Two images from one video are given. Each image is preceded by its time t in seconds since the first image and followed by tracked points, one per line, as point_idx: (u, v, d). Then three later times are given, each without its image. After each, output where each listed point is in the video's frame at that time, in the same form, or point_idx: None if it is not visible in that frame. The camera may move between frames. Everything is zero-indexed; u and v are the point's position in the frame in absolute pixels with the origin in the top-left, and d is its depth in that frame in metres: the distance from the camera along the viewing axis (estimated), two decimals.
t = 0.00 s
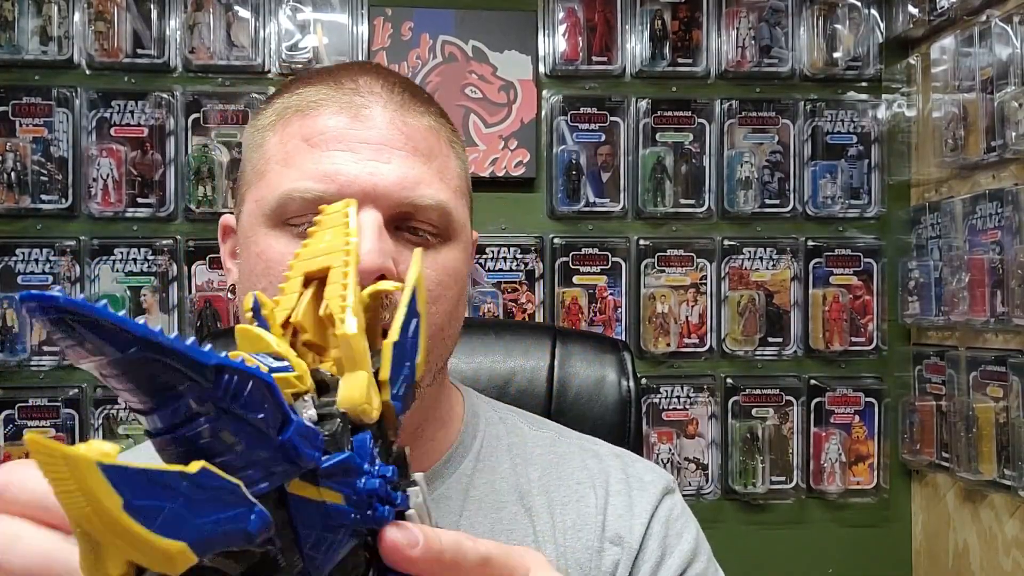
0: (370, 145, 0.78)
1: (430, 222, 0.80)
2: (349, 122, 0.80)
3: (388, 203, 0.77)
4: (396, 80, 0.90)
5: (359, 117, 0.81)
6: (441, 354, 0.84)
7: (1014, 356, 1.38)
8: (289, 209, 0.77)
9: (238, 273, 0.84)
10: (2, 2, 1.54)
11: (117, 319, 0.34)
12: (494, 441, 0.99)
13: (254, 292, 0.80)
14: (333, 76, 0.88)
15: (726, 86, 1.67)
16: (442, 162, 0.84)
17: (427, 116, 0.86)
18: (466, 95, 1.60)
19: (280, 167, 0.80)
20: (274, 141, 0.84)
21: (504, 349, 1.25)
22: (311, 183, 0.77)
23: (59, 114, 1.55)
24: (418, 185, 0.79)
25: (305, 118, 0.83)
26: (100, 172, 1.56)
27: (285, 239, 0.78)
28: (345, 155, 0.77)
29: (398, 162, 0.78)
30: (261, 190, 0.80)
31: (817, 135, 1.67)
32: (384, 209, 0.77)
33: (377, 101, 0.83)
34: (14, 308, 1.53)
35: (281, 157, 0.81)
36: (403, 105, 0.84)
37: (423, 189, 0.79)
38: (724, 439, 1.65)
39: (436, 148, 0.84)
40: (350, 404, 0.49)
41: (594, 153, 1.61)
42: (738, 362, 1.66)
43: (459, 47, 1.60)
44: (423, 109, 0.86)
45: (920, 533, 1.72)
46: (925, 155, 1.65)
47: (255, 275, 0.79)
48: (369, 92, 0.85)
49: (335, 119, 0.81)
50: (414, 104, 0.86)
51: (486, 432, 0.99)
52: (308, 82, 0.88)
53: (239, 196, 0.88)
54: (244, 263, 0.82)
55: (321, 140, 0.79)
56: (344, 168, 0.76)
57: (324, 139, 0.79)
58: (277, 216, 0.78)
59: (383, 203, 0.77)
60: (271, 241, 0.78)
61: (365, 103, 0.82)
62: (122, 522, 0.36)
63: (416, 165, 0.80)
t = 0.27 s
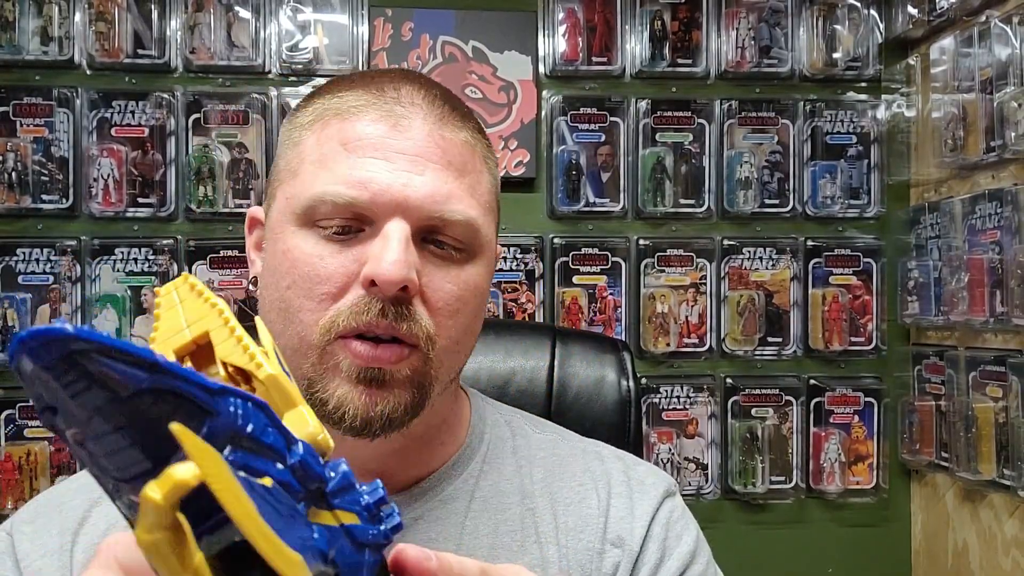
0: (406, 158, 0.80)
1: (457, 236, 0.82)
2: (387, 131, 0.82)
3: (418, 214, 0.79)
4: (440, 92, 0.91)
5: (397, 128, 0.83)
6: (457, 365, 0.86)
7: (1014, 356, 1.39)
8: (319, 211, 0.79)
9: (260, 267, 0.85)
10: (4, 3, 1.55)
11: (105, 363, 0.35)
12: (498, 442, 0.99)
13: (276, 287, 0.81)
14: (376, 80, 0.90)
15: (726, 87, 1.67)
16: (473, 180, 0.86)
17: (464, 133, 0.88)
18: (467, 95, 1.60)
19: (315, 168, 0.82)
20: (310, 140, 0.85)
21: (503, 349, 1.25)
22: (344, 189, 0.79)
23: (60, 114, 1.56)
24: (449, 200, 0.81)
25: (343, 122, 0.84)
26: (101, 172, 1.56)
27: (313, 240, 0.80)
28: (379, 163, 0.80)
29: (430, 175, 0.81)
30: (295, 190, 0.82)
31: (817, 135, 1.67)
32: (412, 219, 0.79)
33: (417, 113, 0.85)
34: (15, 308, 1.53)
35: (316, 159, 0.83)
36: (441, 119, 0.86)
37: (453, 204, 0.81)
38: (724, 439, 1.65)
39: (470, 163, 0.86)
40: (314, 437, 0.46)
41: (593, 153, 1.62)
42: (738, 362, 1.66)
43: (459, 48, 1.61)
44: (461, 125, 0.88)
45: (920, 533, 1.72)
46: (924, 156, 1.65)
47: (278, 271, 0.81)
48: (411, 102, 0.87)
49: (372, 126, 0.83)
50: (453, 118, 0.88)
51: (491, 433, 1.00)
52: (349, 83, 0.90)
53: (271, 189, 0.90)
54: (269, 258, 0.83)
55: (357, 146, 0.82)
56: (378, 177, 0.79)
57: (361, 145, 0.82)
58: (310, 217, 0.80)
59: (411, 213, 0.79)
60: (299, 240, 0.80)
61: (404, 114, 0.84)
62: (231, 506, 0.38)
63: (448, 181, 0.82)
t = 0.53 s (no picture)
0: (422, 161, 0.80)
1: (471, 240, 0.82)
2: (403, 133, 0.82)
3: (433, 217, 0.79)
4: (457, 94, 0.91)
5: (413, 130, 0.83)
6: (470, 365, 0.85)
7: (1014, 356, 1.38)
8: (333, 213, 0.79)
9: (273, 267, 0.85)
10: (3, 3, 1.55)
11: (111, 334, 0.33)
12: (506, 445, 0.99)
13: (288, 288, 0.81)
14: (392, 79, 0.89)
15: (727, 86, 1.67)
16: (489, 183, 0.86)
17: (480, 135, 0.88)
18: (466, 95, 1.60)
19: (329, 170, 0.82)
20: (325, 141, 0.85)
21: (504, 349, 1.25)
22: (359, 190, 0.79)
23: (60, 114, 1.55)
24: (464, 204, 0.81)
25: (358, 123, 0.84)
26: (101, 172, 1.56)
27: (327, 241, 0.79)
28: (394, 165, 0.79)
29: (446, 178, 0.81)
30: (310, 191, 0.82)
31: (817, 135, 1.67)
32: (429, 222, 0.79)
33: (434, 116, 0.85)
34: (14, 308, 1.53)
35: (331, 160, 0.83)
36: (458, 122, 0.86)
37: (467, 207, 0.81)
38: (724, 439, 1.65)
39: (485, 167, 0.86)
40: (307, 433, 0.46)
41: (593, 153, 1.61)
42: (738, 362, 1.66)
43: (459, 47, 1.60)
44: (477, 127, 0.88)
45: (921, 533, 1.72)
46: (924, 155, 1.65)
47: (291, 272, 0.81)
48: (427, 104, 0.86)
49: (387, 128, 0.83)
50: (470, 121, 0.87)
51: (500, 436, 1.00)
52: (365, 83, 0.90)
53: (284, 190, 0.89)
54: (282, 259, 0.83)
55: (372, 147, 0.81)
56: (393, 180, 0.79)
57: (376, 146, 0.81)
58: (324, 218, 0.80)
59: (426, 216, 0.79)
60: (313, 243, 0.80)
61: (421, 116, 0.84)
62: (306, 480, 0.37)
63: (464, 184, 0.82)
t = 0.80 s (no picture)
0: (415, 156, 0.80)
1: (467, 235, 0.82)
2: (396, 129, 0.82)
3: (427, 213, 0.79)
4: (450, 89, 0.91)
5: (407, 126, 0.83)
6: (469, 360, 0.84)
7: (1015, 356, 1.38)
8: (327, 211, 0.79)
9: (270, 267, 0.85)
10: (3, 2, 1.54)
11: (119, 307, 0.38)
12: (507, 446, 0.99)
13: (284, 288, 0.81)
14: (386, 76, 0.89)
15: (727, 86, 1.67)
16: (484, 177, 0.86)
17: (474, 129, 0.87)
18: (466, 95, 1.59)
19: (323, 169, 0.82)
20: (319, 140, 0.85)
21: (504, 350, 1.25)
22: (352, 187, 0.79)
23: (60, 113, 1.55)
24: (459, 199, 0.80)
25: (351, 121, 0.84)
26: (100, 172, 1.55)
27: (321, 240, 0.79)
28: (388, 162, 0.79)
29: (439, 174, 0.80)
30: (304, 190, 0.82)
31: (817, 134, 1.67)
32: (423, 216, 0.79)
33: (427, 110, 0.85)
34: (14, 308, 1.53)
35: (325, 158, 0.83)
36: (451, 117, 0.86)
37: (463, 202, 0.81)
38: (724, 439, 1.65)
39: (480, 161, 0.86)
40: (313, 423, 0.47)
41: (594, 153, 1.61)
42: (738, 362, 1.66)
43: (458, 47, 1.60)
44: (470, 121, 0.87)
45: (921, 533, 1.72)
46: (925, 155, 1.65)
47: (286, 272, 0.81)
48: (420, 99, 0.86)
49: (380, 124, 0.83)
50: (463, 115, 0.87)
51: (502, 437, 1.00)
52: (358, 80, 0.89)
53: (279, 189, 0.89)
54: (278, 258, 0.83)
55: (365, 144, 0.81)
56: (386, 176, 0.78)
57: (369, 143, 0.81)
58: (318, 217, 0.80)
59: (422, 210, 0.79)
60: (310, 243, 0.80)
61: (414, 112, 0.84)
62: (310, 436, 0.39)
63: (459, 179, 0.82)
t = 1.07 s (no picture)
0: (410, 149, 0.80)
1: (465, 226, 0.82)
2: (389, 124, 0.82)
3: (426, 205, 0.78)
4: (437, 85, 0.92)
5: (399, 120, 0.82)
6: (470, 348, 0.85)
7: (1014, 356, 1.38)
8: (326, 209, 0.78)
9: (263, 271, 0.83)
10: (3, 3, 1.54)
11: (173, 269, 0.39)
12: (506, 445, 0.99)
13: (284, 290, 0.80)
14: (373, 74, 0.89)
15: (727, 86, 1.67)
16: (477, 169, 0.86)
17: (464, 121, 0.88)
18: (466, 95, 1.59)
19: (317, 167, 0.81)
20: (310, 140, 0.84)
21: (504, 350, 1.25)
22: (349, 184, 0.78)
23: (60, 113, 1.55)
24: (456, 190, 0.80)
25: (343, 118, 0.83)
26: (100, 172, 1.55)
27: (320, 239, 0.78)
28: (383, 157, 0.79)
29: (435, 166, 0.80)
30: (298, 189, 0.81)
31: (817, 134, 1.67)
32: (423, 210, 0.79)
33: (417, 104, 0.85)
34: (14, 308, 1.53)
35: (319, 157, 0.82)
36: (442, 110, 0.86)
37: (460, 193, 0.81)
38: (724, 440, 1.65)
39: (473, 153, 0.86)
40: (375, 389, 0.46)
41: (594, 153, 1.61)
42: (738, 362, 1.66)
43: (458, 47, 1.60)
44: (461, 114, 0.88)
45: (921, 533, 1.71)
46: (925, 155, 1.65)
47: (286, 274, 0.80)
48: (410, 95, 0.86)
49: (374, 121, 0.82)
50: (453, 109, 0.88)
51: (499, 436, 1.00)
52: (345, 80, 0.89)
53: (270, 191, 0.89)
54: (275, 260, 0.82)
55: (359, 141, 0.81)
56: (382, 170, 0.78)
57: (363, 140, 0.81)
58: (315, 216, 0.79)
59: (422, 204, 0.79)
60: (307, 241, 0.79)
61: (405, 106, 0.84)
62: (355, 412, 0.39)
63: (454, 170, 0.82)
